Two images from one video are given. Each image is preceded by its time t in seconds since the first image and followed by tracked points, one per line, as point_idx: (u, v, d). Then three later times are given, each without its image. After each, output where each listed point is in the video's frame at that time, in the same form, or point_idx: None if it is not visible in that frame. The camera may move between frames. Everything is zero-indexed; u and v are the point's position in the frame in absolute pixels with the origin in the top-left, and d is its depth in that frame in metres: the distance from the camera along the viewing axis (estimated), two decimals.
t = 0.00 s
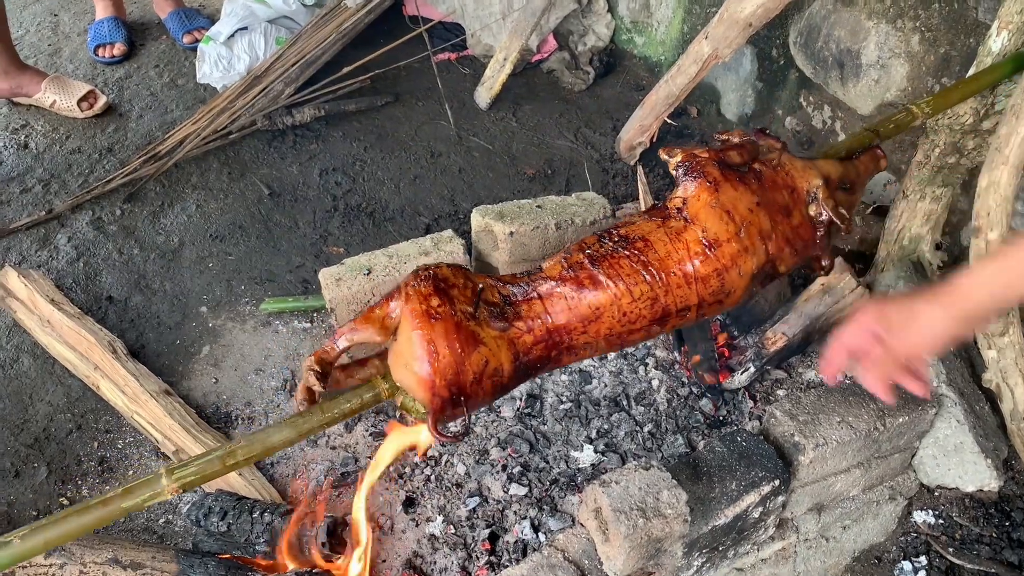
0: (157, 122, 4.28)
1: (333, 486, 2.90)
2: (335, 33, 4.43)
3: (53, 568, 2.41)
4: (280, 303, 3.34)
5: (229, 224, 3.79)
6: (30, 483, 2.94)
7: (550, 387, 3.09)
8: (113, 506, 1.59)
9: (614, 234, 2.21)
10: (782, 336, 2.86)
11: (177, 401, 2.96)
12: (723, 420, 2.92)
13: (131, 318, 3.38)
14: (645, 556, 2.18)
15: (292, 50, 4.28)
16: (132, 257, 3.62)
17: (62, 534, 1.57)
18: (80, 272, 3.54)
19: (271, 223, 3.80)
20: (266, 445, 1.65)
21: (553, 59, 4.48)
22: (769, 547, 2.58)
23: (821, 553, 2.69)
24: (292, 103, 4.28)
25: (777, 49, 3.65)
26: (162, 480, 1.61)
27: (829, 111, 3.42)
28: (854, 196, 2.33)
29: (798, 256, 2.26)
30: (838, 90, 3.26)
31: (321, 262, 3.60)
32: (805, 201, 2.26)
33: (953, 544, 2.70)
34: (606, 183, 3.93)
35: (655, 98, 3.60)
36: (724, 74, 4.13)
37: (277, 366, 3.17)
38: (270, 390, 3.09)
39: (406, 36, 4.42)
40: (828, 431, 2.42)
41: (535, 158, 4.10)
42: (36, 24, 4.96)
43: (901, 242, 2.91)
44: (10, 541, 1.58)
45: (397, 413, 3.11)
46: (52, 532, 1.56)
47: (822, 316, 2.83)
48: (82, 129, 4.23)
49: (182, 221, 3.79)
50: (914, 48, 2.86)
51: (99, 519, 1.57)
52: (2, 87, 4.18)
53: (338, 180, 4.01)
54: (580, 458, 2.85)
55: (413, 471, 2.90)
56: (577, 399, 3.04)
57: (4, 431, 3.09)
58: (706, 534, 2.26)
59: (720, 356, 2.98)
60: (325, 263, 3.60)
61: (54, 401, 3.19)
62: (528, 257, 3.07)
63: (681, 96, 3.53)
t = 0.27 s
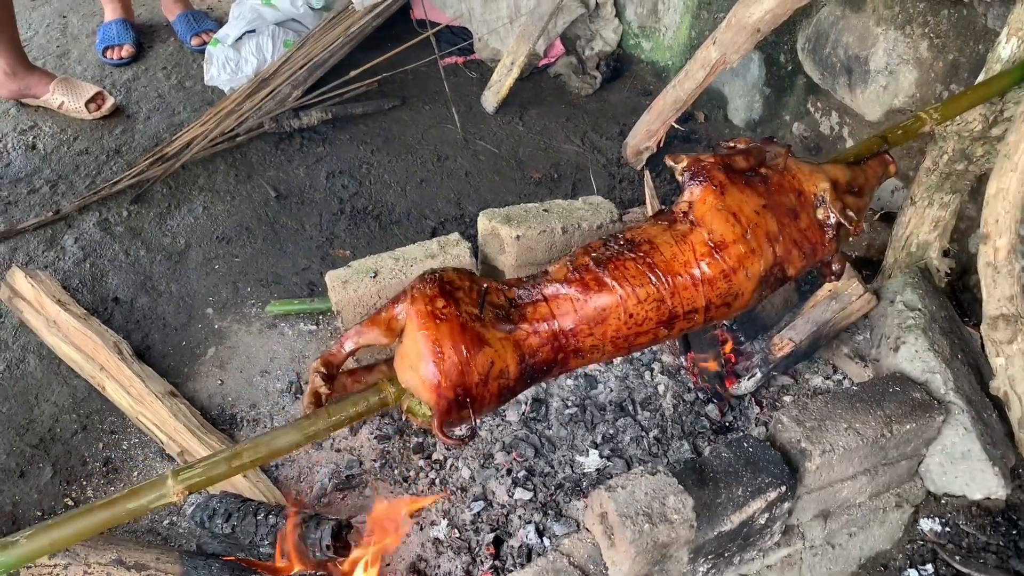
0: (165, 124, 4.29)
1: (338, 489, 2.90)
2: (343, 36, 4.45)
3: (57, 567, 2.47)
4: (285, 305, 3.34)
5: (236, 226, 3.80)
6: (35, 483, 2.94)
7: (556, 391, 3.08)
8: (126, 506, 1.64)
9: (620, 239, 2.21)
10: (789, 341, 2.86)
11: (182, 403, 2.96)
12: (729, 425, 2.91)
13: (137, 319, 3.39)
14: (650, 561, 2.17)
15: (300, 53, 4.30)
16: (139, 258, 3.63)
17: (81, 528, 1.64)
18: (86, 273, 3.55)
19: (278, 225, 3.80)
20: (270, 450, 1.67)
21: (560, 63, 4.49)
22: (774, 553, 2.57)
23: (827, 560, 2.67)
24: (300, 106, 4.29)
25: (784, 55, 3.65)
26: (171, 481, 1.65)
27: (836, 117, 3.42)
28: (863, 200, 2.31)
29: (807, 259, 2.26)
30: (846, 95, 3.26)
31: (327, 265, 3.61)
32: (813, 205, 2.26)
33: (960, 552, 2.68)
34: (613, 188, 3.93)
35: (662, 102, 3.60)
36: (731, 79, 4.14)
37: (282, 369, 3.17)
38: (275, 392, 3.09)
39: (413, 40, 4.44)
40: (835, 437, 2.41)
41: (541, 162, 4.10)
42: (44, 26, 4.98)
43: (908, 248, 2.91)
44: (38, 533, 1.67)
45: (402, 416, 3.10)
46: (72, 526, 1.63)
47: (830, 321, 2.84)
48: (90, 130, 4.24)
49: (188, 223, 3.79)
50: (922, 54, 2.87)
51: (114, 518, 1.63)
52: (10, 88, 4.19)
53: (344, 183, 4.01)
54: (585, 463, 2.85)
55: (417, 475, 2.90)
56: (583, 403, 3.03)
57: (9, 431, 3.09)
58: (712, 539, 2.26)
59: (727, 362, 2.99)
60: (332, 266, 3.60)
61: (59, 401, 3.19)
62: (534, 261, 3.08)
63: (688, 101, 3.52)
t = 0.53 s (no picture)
0: (168, 124, 4.30)
1: (339, 490, 2.90)
2: (348, 38, 4.47)
3: (59, 567, 2.47)
4: (288, 306, 3.34)
5: (239, 226, 3.80)
6: (36, 482, 2.94)
7: (557, 394, 3.08)
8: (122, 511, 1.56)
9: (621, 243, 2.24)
10: (792, 345, 2.85)
11: (184, 403, 2.96)
12: (731, 429, 2.91)
13: (140, 318, 3.39)
14: (652, 564, 2.17)
15: (303, 54, 4.31)
16: (142, 258, 3.63)
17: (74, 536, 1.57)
18: (89, 273, 3.55)
19: (281, 226, 3.81)
20: (274, 452, 1.62)
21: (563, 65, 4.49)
22: (776, 557, 2.57)
23: (828, 564, 2.66)
24: (303, 107, 4.30)
25: (788, 59, 3.66)
26: (171, 485, 1.58)
27: (840, 121, 3.42)
28: (870, 197, 2.33)
29: (813, 257, 2.28)
30: (850, 99, 3.26)
31: (330, 266, 3.61)
32: (816, 204, 2.30)
33: (962, 557, 2.68)
34: (616, 190, 3.93)
35: (666, 105, 3.61)
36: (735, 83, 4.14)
37: (285, 369, 3.17)
38: (278, 393, 3.09)
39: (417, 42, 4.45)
40: (838, 441, 2.41)
41: (544, 165, 4.10)
42: (49, 26, 4.99)
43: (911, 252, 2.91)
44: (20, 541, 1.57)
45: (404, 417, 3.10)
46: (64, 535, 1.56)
47: (833, 325, 2.83)
48: (94, 130, 4.25)
49: (192, 223, 3.80)
50: (927, 59, 2.87)
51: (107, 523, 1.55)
52: (15, 87, 4.20)
53: (347, 184, 4.02)
54: (586, 465, 2.84)
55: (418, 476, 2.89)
56: (585, 405, 3.03)
57: (11, 430, 3.10)
58: (714, 543, 2.25)
59: (730, 365, 2.96)
60: (334, 266, 3.60)
61: (61, 401, 3.19)
62: (537, 263, 3.08)
63: (693, 103, 3.53)
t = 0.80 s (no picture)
0: (168, 120, 4.29)
1: (337, 486, 2.90)
2: (347, 34, 4.45)
3: (57, 562, 2.44)
4: (287, 302, 3.34)
5: (238, 222, 3.80)
6: (34, 477, 2.94)
7: (556, 391, 3.08)
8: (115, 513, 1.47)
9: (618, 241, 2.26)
10: (790, 343, 2.85)
11: (183, 399, 2.96)
12: (729, 426, 2.91)
13: (138, 314, 3.39)
14: (650, 561, 2.17)
15: (302, 51, 4.29)
16: (141, 254, 3.63)
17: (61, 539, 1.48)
18: (88, 268, 3.55)
19: (280, 222, 3.80)
20: (275, 451, 1.54)
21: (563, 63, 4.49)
22: (774, 554, 2.57)
23: (826, 562, 2.67)
24: (303, 103, 4.29)
25: (788, 57, 3.65)
26: (166, 485, 1.51)
27: (840, 120, 3.42)
28: (873, 185, 2.35)
29: (816, 244, 2.30)
30: (849, 98, 3.26)
31: (329, 262, 3.61)
32: (817, 194, 2.34)
33: (960, 555, 2.68)
34: (615, 188, 3.93)
35: (666, 103, 3.60)
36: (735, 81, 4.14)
37: (283, 365, 3.17)
38: (276, 389, 3.09)
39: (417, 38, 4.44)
40: (836, 438, 2.41)
41: (543, 162, 4.10)
42: (49, 21, 4.98)
43: (910, 251, 2.91)
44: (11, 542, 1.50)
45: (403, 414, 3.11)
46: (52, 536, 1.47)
47: (831, 323, 2.84)
48: (93, 125, 4.25)
49: (191, 219, 3.80)
50: (926, 57, 2.87)
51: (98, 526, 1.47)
52: (14, 83, 4.20)
53: (346, 180, 4.02)
54: (585, 462, 2.84)
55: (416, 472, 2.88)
56: (583, 402, 3.04)
57: (9, 425, 3.09)
58: (711, 540, 2.25)
59: (728, 362, 2.98)
60: (333, 263, 3.60)
61: (59, 396, 3.19)
62: (536, 260, 3.08)
63: (693, 102, 3.53)
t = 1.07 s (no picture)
0: (166, 114, 4.28)
1: (334, 482, 2.90)
2: (346, 30, 4.42)
3: (53, 556, 2.43)
4: (284, 297, 3.33)
5: (236, 217, 3.79)
6: (31, 472, 2.93)
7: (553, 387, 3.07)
8: (106, 510, 1.42)
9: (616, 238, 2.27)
10: (788, 341, 2.86)
11: (181, 394, 2.96)
12: (726, 424, 2.91)
13: (136, 309, 3.38)
14: (646, 557, 2.17)
15: (301, 46, 4.27)
16: (138, 248, 3.62)
17: (49, 537, 1.42)
18: (85, 262, 3.54)
19: (278, 217, 3.80)
20: (272, 446, 1.51)
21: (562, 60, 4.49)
22: (770, 552, 2.57)
23: (822, 559, 2.68)
24: (301, 99, 4.28)
25: (787, 55, 3.65)
26: (161, 481, 1.46)
27: (839, 118, 3.42)
28: (873, 176, 2.35)
29: (818, 232, 2.28)
30: (848, 96, 3.26)
31: (326, 258, 3.60)
32: (816, 184, 2.34)
33: (956, 553, 2.68)
34: (613, 185, 3.93)
35: (665, 100, 3.60)
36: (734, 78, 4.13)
37: (281, 361, 3.17)
38: (273, 384, 3.09)
39: (416, 34, 4.43)
40: (833, 436, 2.41)
41: (542, 159, 4.10)
42: (46, 14, 4.96)
43: (908, 249, 2.91)
44: None
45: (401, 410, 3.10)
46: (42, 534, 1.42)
47: (828, 322, 2.84)
48: (90, 119, 4.23)
49: (188, 214, 3.79)
50: (925, 56, 2.87)
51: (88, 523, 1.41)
52: (11, 76, 4.18)
53: (345, 176, 4.01)
54: (582, 459, 2.84)
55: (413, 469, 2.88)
56: (580, 399, 3.04)
57: (6, 420, 3.09)
58: (708, 537, 2.26)
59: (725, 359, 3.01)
60: (331, 258, 3.59)
61: (56, 390, 3.19)
62: (535, 256, 3.07)
63: (692, 99, 3.53)
